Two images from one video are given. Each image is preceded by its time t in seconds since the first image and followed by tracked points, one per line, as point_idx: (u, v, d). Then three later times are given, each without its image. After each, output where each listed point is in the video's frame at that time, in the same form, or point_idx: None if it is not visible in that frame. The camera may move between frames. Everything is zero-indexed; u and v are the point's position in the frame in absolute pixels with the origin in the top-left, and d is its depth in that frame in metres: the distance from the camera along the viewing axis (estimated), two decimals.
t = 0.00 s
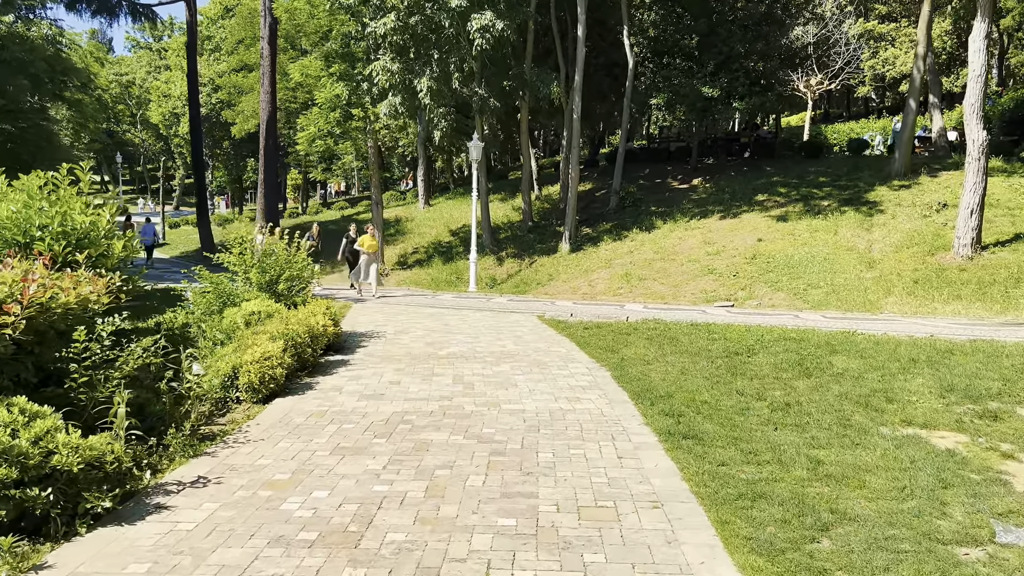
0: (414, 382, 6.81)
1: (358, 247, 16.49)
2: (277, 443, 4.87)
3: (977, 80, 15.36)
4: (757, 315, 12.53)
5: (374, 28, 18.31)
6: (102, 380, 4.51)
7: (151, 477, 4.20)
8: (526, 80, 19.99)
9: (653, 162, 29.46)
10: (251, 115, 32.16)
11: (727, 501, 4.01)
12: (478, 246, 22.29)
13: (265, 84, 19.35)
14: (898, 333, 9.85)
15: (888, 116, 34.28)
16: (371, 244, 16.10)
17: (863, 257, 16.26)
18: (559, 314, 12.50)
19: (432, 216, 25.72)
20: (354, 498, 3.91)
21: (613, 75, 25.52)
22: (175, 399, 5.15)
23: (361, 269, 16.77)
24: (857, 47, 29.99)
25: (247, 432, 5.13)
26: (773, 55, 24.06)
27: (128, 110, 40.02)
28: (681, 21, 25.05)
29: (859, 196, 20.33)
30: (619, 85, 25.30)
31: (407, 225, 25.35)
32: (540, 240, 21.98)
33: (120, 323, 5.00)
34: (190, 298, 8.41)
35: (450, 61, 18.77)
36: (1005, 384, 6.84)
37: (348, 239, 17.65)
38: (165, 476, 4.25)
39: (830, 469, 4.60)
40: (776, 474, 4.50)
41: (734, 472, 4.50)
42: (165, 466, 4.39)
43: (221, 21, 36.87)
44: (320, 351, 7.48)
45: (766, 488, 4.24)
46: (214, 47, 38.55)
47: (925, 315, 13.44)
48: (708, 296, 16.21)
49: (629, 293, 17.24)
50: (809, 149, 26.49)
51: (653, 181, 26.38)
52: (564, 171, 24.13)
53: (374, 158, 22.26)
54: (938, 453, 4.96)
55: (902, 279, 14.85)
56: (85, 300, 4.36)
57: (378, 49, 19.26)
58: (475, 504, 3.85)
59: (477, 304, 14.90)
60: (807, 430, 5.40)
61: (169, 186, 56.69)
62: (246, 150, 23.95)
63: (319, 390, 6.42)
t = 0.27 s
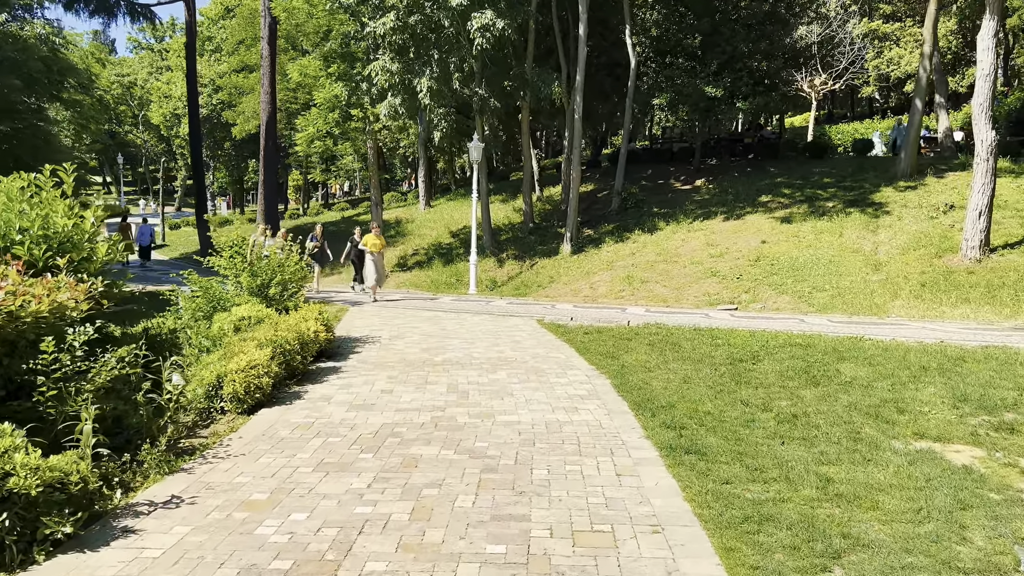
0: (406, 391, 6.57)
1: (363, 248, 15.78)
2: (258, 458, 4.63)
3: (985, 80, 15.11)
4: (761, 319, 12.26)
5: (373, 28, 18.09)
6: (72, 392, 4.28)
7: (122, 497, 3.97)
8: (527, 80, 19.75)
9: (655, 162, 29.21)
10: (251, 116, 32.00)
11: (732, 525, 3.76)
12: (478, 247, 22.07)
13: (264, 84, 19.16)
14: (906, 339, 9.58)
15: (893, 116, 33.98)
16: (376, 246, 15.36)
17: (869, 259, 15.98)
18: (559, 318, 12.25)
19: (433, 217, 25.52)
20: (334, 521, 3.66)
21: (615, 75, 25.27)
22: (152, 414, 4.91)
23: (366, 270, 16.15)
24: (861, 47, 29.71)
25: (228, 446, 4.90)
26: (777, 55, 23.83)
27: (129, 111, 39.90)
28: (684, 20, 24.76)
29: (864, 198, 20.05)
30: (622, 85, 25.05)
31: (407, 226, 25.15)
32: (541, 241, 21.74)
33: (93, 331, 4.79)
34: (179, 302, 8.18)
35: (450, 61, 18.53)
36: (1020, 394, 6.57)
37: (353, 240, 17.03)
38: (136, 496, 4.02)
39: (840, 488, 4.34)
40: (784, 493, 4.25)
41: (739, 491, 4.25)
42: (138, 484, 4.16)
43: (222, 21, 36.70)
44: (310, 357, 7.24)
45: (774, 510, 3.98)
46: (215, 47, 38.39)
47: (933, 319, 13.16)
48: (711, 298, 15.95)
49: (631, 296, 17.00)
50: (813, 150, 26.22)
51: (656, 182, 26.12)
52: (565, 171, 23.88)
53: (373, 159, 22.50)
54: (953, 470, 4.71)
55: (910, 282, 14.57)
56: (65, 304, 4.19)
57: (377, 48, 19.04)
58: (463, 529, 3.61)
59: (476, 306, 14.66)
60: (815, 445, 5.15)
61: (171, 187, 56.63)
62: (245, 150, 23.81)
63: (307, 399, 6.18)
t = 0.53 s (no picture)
0: (400, 396, 6.31)
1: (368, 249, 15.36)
2: (240, 467, 4.39)
3: (997, 75, 14.77)
4: (768, 319, 11.99)
5: (373, 24, 17.86)
6: (42, 398, 4.05)
7: (91, 509, 3.74)
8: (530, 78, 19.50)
9: (659, 161, 28.91)
10: (253, 115, 31.83)
11: (742, 542, 3.50)
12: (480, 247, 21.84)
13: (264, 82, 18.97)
14: (919, 340, 9.29)
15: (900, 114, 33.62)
16: (381, 247, 14.91)
17: (877, 258, 15.68)
18: (561, 318, 11.99)
19: (435, 217, 25.29)
20: (314, 537, 3.41)
21: (619, 72, 24.98)
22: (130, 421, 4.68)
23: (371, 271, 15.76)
24: (868, 43, 29.35)
25: (210, 454, 4.66)
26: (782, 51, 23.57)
27: (132, 110, 39.79)
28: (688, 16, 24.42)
29: (872, 196, 19.73)
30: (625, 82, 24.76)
31: (409, 226, 24.94)
32: (544, 241, 21.48)
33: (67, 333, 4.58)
34: (169, 303, 7.95)
35: (451, 58, 18.31)
36: None
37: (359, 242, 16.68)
38: (106, 508, 3.78)
39: (857, 500, 4.07)
40: (798, 506, 3.98)
41: (749, 504, 3.99)
42: (111, 496, 3.93)
43: (224, 20, 36.51)
44: (301, 360, 7.01)
45: (787, 524, 3.72)
46: (217, 46, 38.22)
47: (944, 319, 12.86)
48: (716, 299, 15.66)
49: (635, 296, 16.73)
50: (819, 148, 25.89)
51: (660, 181, 25.83)
52: (568, 170, 23.60)
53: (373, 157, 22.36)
54: (976, 481, 4.44)
55: (919, 281, 14.26)
56: (43, 306, 4.12)
57: (378, 45, 18.81)
58: (452, 546, 3.35)
59: (477, 306, 14.42)
60: (829, 453, 4.88)
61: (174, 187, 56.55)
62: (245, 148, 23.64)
63: (297, 404, 5.93)
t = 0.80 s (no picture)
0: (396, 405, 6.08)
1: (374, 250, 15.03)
2: (222, 484, 4.16)
3: (1010, 73, 14.43)
4: (776, 323, 11.72)
5: (375, 23, 17.65)
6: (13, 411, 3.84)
7: (60, 533, 3.52)
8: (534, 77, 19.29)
9: (665, 161, 28.63)
10: (256, 115, 31.66)
11: (755, 571, 3.25)
12: (483, 248, 21.61)
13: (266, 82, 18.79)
14: (933, 346, 8.99)
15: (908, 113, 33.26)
16: (387, 247, 14.61)
17: (887, 260, 15.39)
18: (565, 322, 11.74)
19: (438, 217, 25.08)
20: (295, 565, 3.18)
21: (624, 72, 24.71)
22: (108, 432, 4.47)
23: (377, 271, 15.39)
24: (877, 42, 29.01)
25: (192, 469, 4.44)
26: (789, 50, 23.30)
27: (135, 111, 39.68)
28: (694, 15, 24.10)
29: (881, 197, 19.42)
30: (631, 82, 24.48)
31: (412, 226, 24.74)
32: (548, 242, 21.24)
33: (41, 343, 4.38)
34: (160, 308, 7.74)
35: (454, 58, 18.16)
36: None
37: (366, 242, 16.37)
38: (76, 530, 3.56)
39: (878, 524, 3.80)
40: (814, 529, 3.72)
41: (762, 527, 3.73)
42: (83, 517, 3.72)
43: (227, 20, 36.36)
44: (294, 366, 6.79)
45: (803, 551, 3.46)
46: (220, 46, 38.06)
47: (956, 323, 12.57)
48: (723, 301, 15.39)
49: (640, 298, 16.46)
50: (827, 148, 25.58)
51: (666, 182, 25.55)
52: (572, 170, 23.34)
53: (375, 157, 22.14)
54: (1002, 500, 4.17)
55: (931, 284, 13.96)
56: (17, 315, 4.18)
57: (380, 44, 18.61)
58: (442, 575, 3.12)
59: (479, 309, 14.19)
60: (845, 470, 4.62)
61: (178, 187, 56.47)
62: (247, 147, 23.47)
63: (288, 414, 5.70)
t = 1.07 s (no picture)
0: (391, 410, 5.83)
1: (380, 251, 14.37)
2: (203, 496, 3.92)
3: None
4: (785, 324, 11.43)
5: (378, 20, 17.44)
6: None
7: (25, 549, 3.30)
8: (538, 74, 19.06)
9: (671, 160, 28.33)
10: (260, 114, 31.49)
11: None
12: (487, 248, 21.37)
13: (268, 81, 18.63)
14: (950, 348, 8.68)
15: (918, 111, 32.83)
16: (394, 249, 13.96)
17: (898, 260, 15.06)
18: (569, 323, 11.49)
19: (442, 217, 24.85)
20: None
21: (630, 69, 24.42)
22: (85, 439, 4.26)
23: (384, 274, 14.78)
24: (886, 39, 28.60)
25: (173, 479, 4.21)
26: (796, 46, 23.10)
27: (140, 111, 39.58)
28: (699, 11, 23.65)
29: (892, 195, 19.08)
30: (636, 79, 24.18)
31: (416, 226, 24.52)
32: (552, 242, 20.98)
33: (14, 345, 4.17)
34: (152, 308, 7.53)
35: (457, 55, 17.97)
36: None
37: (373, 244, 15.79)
38: (43, 547, 3.34)
39: (903, 541, 3.52)
40: (833, 548, 3.46)
41: (776, 545, 3.47)
42: (52, 532, 3.50)
43: (231, 19, 36.23)
44: (286, 369, 6.55)
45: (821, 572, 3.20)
46: (223, 45, 37.88)
47: (970, 324, 12.25)
48: (730, 302, 15.09)
49: (646, 299, 16.18)
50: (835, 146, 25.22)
51: (672, 180, 25.24)
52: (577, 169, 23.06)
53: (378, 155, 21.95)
54: None
55: (944, 284, 13.63)
56: None
57: (382, 41, 18.42)
58: None
59: (482, 310, 13.94)
60: (863, 481, 4.34)
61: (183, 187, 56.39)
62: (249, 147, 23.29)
63: (279, 420, 5.47)
